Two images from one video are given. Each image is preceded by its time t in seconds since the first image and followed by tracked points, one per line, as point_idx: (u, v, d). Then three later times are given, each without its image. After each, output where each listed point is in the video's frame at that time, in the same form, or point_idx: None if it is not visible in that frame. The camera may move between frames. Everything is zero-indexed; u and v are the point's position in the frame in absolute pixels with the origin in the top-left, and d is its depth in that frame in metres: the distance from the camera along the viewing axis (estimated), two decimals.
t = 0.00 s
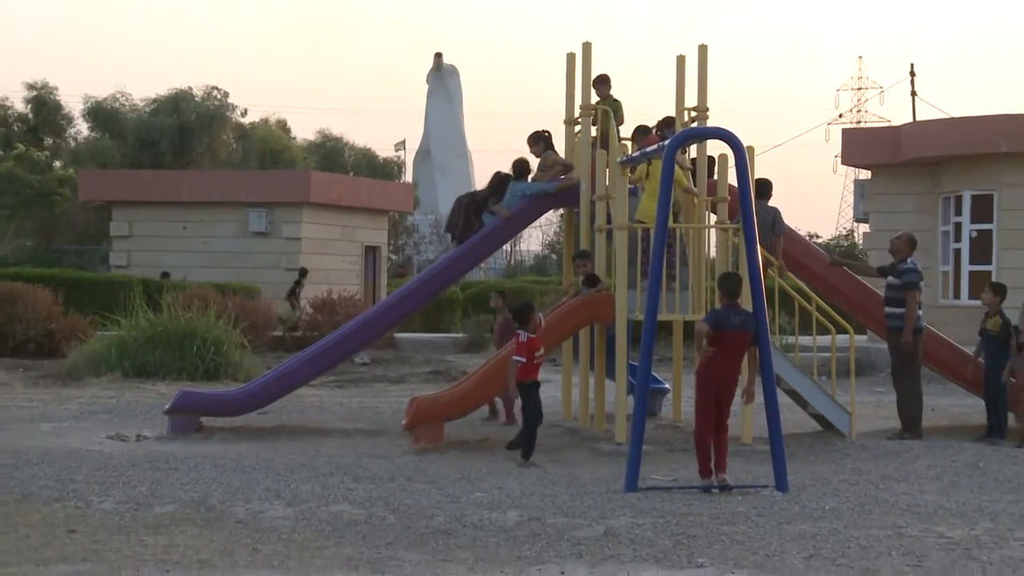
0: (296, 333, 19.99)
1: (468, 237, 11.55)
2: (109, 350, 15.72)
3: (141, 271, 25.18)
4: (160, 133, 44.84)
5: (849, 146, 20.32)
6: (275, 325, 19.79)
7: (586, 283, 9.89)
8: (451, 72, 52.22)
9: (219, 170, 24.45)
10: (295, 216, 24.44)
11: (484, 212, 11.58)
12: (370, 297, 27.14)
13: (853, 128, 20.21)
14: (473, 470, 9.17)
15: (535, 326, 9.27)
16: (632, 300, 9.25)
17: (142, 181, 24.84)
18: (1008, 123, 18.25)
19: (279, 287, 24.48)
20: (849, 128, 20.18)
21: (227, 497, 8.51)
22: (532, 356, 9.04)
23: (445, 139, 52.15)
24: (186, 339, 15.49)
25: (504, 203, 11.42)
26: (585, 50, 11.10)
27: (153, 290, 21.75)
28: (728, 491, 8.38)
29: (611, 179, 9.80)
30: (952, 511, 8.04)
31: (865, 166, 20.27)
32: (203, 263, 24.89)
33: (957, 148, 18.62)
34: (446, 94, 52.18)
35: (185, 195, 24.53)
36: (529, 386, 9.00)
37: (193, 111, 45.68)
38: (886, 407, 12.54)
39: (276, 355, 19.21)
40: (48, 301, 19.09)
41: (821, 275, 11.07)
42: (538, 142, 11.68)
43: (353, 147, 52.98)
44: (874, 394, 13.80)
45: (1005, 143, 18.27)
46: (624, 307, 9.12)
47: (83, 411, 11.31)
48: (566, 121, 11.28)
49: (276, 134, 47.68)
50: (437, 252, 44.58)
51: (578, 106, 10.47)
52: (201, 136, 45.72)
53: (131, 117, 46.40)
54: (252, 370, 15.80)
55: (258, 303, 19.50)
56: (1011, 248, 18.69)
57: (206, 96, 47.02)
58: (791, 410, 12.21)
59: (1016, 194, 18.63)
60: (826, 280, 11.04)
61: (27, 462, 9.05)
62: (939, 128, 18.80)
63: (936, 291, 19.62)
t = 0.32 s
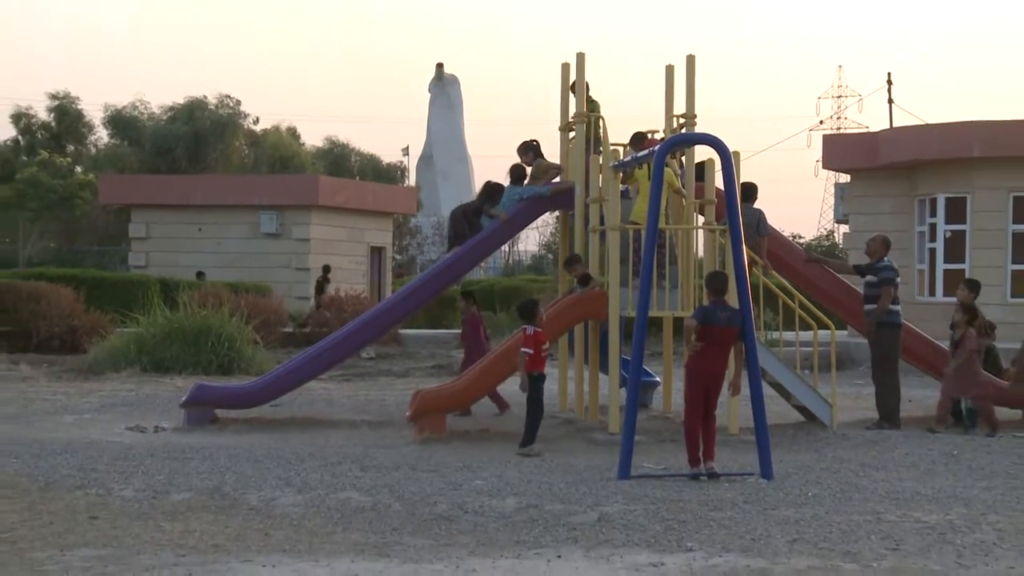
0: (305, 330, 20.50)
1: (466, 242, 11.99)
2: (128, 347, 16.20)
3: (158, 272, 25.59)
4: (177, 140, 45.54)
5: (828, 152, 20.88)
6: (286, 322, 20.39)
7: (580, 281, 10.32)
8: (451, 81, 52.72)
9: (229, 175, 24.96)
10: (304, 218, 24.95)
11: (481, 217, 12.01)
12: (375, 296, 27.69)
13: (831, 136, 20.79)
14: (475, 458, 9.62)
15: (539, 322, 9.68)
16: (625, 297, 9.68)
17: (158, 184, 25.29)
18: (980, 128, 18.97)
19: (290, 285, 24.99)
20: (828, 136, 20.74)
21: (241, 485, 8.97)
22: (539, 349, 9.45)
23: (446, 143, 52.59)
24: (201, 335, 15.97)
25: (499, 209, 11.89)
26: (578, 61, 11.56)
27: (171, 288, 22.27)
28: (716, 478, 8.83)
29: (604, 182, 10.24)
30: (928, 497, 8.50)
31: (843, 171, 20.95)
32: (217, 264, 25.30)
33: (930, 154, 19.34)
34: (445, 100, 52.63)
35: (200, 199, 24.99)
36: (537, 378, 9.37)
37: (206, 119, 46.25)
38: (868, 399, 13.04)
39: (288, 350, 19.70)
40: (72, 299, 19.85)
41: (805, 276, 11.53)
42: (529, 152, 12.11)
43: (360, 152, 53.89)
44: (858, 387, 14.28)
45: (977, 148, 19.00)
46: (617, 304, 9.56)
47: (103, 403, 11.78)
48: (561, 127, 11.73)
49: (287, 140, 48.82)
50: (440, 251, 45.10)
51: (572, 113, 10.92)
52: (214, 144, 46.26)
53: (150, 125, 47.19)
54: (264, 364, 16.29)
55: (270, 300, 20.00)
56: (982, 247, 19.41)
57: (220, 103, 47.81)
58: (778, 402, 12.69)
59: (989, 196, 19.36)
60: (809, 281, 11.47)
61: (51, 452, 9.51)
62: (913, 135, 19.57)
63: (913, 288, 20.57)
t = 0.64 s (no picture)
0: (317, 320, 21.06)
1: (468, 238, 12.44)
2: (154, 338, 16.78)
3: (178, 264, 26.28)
4: (196, 139, 46.13)
5: (816, 151, 21.75)
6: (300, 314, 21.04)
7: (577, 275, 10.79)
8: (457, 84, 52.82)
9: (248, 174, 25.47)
10: (316, 214, 25.50)
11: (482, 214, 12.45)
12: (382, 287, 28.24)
13: (818, 135, 21.59)
14: (478, 442, 10.10)
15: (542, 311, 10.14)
16: (620, 289, 10.14)
17: (178, 181, 25.88)
18: (956, 129, 19.53)
19: (301, 278, 25.48)
20: (815, 135, 21.57)
21: (257, 467, 9.46)
22: (542, 336, 9.90)
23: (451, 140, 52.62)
24: (218, 325, 16.50)
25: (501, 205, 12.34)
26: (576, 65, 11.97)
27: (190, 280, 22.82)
28: (707, 461, 9.30)
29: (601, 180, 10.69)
30: (908, 478, 8.97)
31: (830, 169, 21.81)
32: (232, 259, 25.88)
33: (909, 153, 20.05)
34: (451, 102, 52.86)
35: (218, 195, 25.51)
36: (540, 365, 9.81)
37: (224, 120, 46.87)
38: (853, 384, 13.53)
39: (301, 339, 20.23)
40: (96, 291, 20.64)
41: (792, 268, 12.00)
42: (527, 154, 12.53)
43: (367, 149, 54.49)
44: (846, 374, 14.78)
45: (956, 148, 19.57)
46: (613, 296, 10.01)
47: (125, 389, 12.29)
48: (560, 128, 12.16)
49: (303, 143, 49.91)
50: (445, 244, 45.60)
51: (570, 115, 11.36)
52: (232, 144, 46.93)
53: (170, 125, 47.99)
54: (280, 353, 16.79)
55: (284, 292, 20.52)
56: (960, 242, 19.83)
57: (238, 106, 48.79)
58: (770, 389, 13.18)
59: (966, 194, 19.86)
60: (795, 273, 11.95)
61: (76, 435, 10.01)
62: (892, 136, 20.30)
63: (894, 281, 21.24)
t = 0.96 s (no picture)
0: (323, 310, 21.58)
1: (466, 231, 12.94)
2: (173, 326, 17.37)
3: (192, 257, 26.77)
4: (209, 138, 47.28)
5: (799, 148, 22.41)
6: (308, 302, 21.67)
7: (572, 267, 11.24)
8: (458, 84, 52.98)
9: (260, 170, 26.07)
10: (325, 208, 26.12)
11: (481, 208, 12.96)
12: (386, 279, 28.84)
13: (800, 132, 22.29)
14: (479, 426, 10.60)
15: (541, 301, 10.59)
16: (613, 280, 10.62)
17: (191, 177, 26.39)
18: (933, 127, 20.18)
19: (310, 269, 26.16)
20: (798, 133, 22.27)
21: (268, 448, 9.96)
22: (542, 324, 10.34)
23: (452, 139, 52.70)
24: (232, 314, 17.14)
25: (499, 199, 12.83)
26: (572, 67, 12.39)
27: (204, 272, 23.45)
28: (695, 443, 9.79)
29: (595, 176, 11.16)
30: (886, 459, 9.47)
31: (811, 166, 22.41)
32: (245, 251, 26.45)
33: (889, 150, 20.67)
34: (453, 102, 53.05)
35: (231, 189, 26.08)
36: (540, 352, 10.26)
37: (237, 119, 47.92)
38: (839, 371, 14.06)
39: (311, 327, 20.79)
40: (116, 281, 21.45)
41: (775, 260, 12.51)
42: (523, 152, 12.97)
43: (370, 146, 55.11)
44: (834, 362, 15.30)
45: (932, 146, 20.23)
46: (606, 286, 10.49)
47: (141, 374, 12.82)
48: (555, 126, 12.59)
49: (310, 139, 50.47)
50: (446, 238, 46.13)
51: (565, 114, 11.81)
52: (244, 140, 47.96)
53: (185, 123, 48.75)
54: (290, 340, 17.45)
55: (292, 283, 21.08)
56: (935, 236, 20.50)
57: (250, 105, 49.66)
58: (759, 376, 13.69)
59: (941, 189, 20.52)
60: (778, 265, 12.46)
61: (96, 418, 10.52)
62: (871, 133, 20.92)
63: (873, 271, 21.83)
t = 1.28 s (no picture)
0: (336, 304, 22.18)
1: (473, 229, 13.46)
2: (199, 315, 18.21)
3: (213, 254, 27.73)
4: (229, 140, 48.02)
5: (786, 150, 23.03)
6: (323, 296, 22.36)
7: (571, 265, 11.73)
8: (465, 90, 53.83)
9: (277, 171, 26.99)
10: (339, 207, 27.05)
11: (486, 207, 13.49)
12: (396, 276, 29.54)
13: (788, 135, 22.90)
14: (485, 414, 11.14)
15: (545, 296, 11.11)
16: (612, 276, 11.14)
17: (212, 177, 27.31)
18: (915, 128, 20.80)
19: (325, 265, 27.08)
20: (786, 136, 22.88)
21: (285, 434, 10.51)
22: (546, 318, 10.85)
23: (459, 142, 52.97)
24: (252, 308, 17.94)
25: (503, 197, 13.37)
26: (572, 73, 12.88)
27: (225, 268, 24.26)
28: (690, 431, 10.32)
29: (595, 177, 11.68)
30: (871, 446, 9.98)
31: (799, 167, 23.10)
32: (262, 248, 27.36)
33: (870, 151, 21.34)
34: (460, 107, 53.64)
35: (249, 189, 26.97)
36: (545, 345, 10.76)
37: (257, 122, 48.73)
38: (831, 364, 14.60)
39: (325, 320, 21.40)
40: (140, 276, 22.29)
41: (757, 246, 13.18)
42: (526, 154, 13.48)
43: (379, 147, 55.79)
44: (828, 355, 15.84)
45: (914, 146, 20.85)
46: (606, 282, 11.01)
47: (164, 364, 13.41)
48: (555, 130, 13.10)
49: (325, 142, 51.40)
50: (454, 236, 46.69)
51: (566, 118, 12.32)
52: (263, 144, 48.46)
53: (206, 126, 49.57)
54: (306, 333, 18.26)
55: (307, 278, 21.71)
56: (918, 233, 21.20)
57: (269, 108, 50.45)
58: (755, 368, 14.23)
59: (924, 189, 21.16)
60: (769, 260, 13.10)
61: (123, 406, 11.10)
62: (855, 136, 21.59)
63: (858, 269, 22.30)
